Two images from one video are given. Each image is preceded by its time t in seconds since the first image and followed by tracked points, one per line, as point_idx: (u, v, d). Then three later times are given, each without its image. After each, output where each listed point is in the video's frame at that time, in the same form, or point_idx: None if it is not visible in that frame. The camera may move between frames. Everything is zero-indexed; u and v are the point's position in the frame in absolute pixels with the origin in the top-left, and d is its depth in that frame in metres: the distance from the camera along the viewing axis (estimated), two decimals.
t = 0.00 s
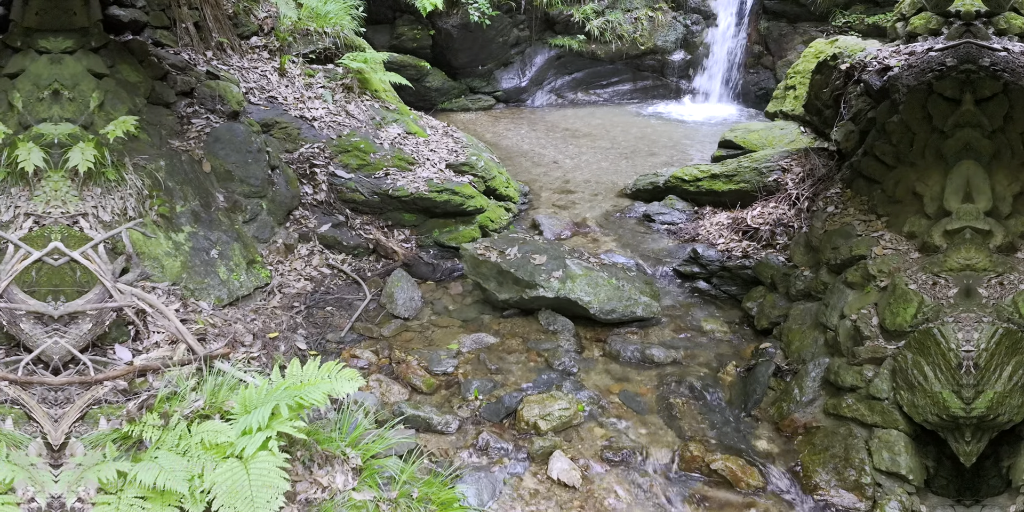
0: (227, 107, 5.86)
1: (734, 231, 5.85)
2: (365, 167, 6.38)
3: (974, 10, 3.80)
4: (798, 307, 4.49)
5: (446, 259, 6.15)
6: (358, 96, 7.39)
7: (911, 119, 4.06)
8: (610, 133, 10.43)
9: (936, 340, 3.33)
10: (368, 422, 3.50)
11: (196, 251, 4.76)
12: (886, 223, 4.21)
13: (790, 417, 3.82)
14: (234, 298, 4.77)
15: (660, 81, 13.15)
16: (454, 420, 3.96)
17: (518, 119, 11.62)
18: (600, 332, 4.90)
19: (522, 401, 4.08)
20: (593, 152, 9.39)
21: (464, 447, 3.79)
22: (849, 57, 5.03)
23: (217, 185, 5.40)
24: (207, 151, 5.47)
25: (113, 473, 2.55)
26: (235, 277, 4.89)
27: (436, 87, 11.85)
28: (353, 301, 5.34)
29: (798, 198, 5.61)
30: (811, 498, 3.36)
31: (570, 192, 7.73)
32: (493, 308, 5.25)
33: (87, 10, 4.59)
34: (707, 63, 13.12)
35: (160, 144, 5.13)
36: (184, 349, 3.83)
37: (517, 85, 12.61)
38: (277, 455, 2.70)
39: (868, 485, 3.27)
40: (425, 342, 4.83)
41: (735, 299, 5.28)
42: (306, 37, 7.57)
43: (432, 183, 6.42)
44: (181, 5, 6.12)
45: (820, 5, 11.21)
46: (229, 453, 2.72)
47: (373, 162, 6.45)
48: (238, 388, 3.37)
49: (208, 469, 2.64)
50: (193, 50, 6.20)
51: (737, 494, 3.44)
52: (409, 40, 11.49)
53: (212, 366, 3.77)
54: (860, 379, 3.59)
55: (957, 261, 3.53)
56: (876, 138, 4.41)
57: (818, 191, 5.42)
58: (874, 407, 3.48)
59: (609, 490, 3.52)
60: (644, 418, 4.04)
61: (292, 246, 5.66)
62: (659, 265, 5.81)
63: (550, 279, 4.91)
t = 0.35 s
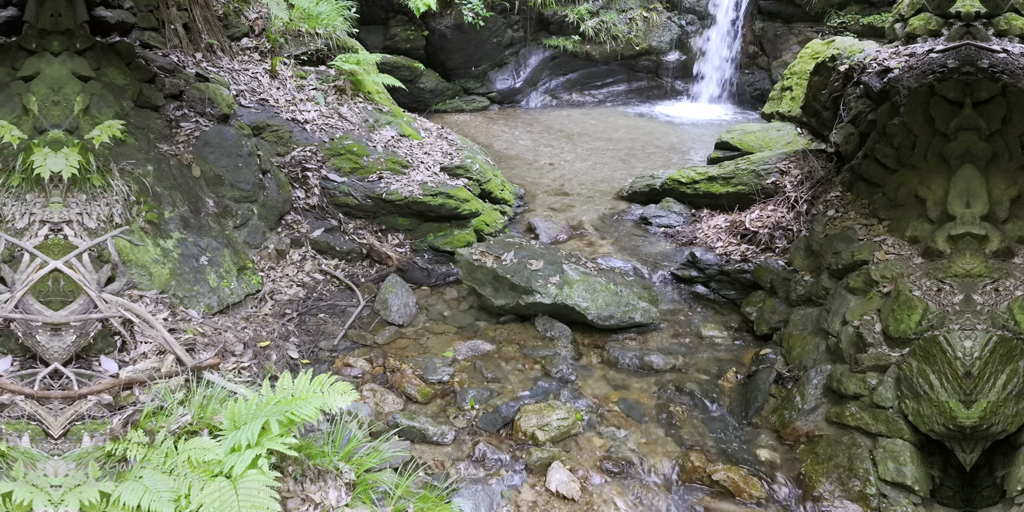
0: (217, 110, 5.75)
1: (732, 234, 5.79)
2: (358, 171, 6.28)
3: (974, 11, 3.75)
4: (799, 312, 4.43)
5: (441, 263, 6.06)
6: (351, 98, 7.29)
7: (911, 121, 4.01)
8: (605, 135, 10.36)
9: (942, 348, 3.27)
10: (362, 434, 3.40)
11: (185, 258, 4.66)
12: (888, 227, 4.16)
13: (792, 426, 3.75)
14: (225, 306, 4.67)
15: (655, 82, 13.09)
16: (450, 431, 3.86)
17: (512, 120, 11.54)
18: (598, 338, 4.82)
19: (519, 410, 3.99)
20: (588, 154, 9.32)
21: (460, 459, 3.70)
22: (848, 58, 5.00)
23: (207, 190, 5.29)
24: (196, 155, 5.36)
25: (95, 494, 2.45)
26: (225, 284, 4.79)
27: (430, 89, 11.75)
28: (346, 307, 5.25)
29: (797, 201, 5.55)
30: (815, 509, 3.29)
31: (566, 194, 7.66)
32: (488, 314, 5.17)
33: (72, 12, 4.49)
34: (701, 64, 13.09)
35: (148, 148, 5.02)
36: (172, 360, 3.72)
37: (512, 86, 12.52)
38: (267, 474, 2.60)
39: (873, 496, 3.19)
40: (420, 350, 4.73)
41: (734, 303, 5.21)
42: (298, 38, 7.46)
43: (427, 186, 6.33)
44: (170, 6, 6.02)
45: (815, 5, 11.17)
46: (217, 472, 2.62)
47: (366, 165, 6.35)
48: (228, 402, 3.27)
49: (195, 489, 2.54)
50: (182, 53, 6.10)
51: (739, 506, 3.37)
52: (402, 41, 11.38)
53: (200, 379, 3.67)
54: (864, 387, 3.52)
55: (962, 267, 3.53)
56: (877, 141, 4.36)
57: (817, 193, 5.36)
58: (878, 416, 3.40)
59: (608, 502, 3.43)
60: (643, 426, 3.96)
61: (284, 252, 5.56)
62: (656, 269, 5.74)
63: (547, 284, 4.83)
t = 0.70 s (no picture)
0: (207, 113, 5.64)
1: (730, 238, 5.73)
2: (351, 175, 6.18)
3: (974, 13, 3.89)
4: (800, 318, 4.36)
5: (436, 268, 5.98)
6: (344, 100, 7.19)
7: (913, 125, 3.94)
8: (601, 136, 10.29)
9: (950, 358, 3.22)
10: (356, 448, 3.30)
11: (174, 265, 4.56)
12: (890, 232, 4.10)
13: (794, 435, 3.68)
14: (215, 314, 4.58)
15: (650, 83, 13.05)
16: (446, 442, 3.77)
17: (507, 121, 11.45)
18: (596, 345, 4.74)
19: (517, 421, 3.90)
20: (584, 156, 9.24)
21: (456, 471, 3.61)
22: (848, 59, 4.95)
23: (196, 195, 5.18)
24: (186, 159, 5.25)
25: None
26: (215, 292, 4.69)
27: (424, 90, 11.65)
28: (339, 314, 5.15)
29: (796, 204, 5.49)
30: None
31: (562, 197, 7.58)
32: (484, 320, 5.08)
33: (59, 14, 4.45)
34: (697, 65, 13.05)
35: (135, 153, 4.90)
36: (159, 372, 3.61)
37: (506, 87, 12.44)
38: (256, 495, 2.50)
39: (879, 508, 3.12)
40: (415, 358, 4.64)
41: (733, 308, 5.14)
42: (289, 40, 7.35)
43: (421, 190, 6.23)
44: (158, 7, 5.89)
45: (810, 6, 11.14)
46: (205, 493, 2.53)
47: (359, 169, 6.25)
48: (215, 418, 3.17)
49: None
50: (172, 55, 5.98)
51: None
52: (396, 42, 11.28)
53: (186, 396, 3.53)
54: (868, 396, 3.45)
55: (969, 273, 3.48)
56: (878, 144, 4.28)
57: (816, 196, 5.31)
58: (884, 425, 3.33)
59: None
60: (643, 436, 3.89)
61: (276, 258, 5.46)
62: (654, 273, 5.67)
63: (544, 291, 4.75)
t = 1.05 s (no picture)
0: (196, 116, 5.51)
1: (729, 241, 5.66)
2: (344, 179, 6.08)
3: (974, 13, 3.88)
4: (802, 324, 4.29)
5: (431, 274, 5.88)
6: (337, 103, 7.08)
7: (916, 127, 3.87)
8: (597, 138, 10.22)
9: (957, 367, 3.20)
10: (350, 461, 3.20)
11: (163, 273, 4.45)
12: (893, 236, 4.03)
13: (797, 445, 3.61)
14: (205, 323, 4.47)
15: (646, 83, 13.00)
16: (442, 454, 3.68)
17: (502, 123, 11.36)
18: (594, 352, 4.66)
19: (514, 432, 3.81)
20: (580, 157, 9.17)
21: (452, 484, 3.51)
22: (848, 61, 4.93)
23: (186, 200, 5.07)
24: (174, 164, 5.14)
25: None
26: (205, 300, 4.58)
27: (418, 91, 11.54)
28: (333, 322, 5.05)
29: (796, 207, 5.42)
30: None
31: (558, 200, 7.50)
32: (481, 327, 5.00)
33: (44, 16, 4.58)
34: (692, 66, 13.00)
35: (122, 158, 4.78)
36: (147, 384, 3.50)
37: (501, 88, 12.35)
38: None
39: None
40: (410, 367, 4.55)
41: (732, 313, 5.07)
42: (281, 41, 7.24)
43: (416, 194, 6.14)
44: (146, 8, 5.77)
45: (806, 6, 11.10)
46: None
47: (352, 173, 6.15)
48: (203, 434, 3.07)
49: None
50: (160, 57, 5.86)
51: None
52: (389, 43, 11.17)
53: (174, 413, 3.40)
54: (873, 405, 3.39)
55: (970, 279, 3.43)
56: (880, 147, 4.22)
57: (816, 199, 5.25)
58: (889, 435, 3.26)
59: None
60: (643, 446, 3.80)
61: (267, 264, 5.35)
62: (652, 278, 5.60)
63: (541, 297, 4.67)
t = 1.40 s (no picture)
0: (185, 119, 5.40)
1: (728, 245, 5.59)
2: (337, 183, 5.97)
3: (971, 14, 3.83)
4: (804, 330, 4.22)
5: (426, 279, 5.79)
6: (330, 105, 6.96)
7: (919, 130, 3.81)
8: (593, 139, 10.14)
9: (966, 377, 3.14)
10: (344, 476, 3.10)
11: (151, 281, 4.34)
12: (897, 242, 3.97)
13: (801, 455, 3.53)
14: (194, 332, 4.37)
15: (642, 84, 12.94)
16: (439, 467, 3.58)
17: (498, 124, 11.26)
18: (593, 360, 4.57)
19: (512, 443, 3.72)
20: (576, 159, 9.08)
21: (449, 498, 3.42)
22: (846, 62, 4.93)
23: (175, 206, 4.96)
24: (163, 169, 5.03)
25: None
26: (195, 308, 4.47)
27: (412, 92, 11.42)
28: (326, 329, 4.94)
29: (796, 211, 5.36)
30: None
31: (554, 203, 7.41)
32: (477, 334, 4.90)
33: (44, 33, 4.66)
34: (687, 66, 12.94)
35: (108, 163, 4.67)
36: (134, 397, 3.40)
37: (496, 89, 12.26)
38: None
39: None
40: (405, 375, 4.45)
41: (732, 318, 5.00)
42: (273, 43, 7.12)
43: (410, 198, 6.04)
44: (135, 9, 5.62)
45: (802, 6, 11.06)
46: None
47: (345, 177, 6.05)
48: (191, 452, 2.97)
49: None
50: (149, 59, 5.74)
51: None
52: (383, 44, 11.04)
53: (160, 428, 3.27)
54: (879, 415, 3.31)
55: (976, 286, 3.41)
56: (883, 150, 4.16)
57: (816, 203, 5.20)
58: (895, 446, 3.18)
59: None
60: (644, 456, 3.72)
61: (259, 270, 5.24)
62: (651, 283, 5.52)
63: (539, 304, 4.58)
